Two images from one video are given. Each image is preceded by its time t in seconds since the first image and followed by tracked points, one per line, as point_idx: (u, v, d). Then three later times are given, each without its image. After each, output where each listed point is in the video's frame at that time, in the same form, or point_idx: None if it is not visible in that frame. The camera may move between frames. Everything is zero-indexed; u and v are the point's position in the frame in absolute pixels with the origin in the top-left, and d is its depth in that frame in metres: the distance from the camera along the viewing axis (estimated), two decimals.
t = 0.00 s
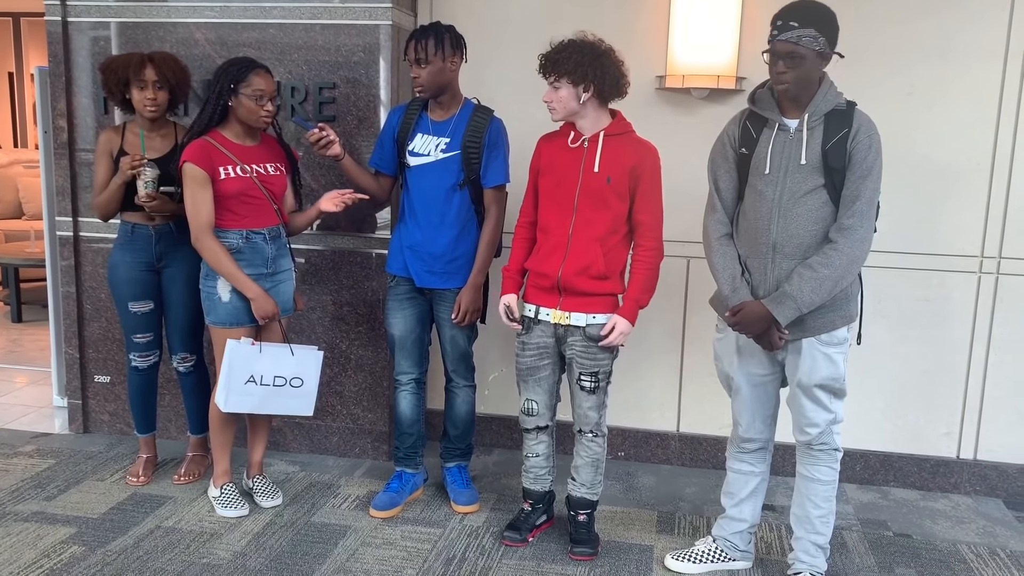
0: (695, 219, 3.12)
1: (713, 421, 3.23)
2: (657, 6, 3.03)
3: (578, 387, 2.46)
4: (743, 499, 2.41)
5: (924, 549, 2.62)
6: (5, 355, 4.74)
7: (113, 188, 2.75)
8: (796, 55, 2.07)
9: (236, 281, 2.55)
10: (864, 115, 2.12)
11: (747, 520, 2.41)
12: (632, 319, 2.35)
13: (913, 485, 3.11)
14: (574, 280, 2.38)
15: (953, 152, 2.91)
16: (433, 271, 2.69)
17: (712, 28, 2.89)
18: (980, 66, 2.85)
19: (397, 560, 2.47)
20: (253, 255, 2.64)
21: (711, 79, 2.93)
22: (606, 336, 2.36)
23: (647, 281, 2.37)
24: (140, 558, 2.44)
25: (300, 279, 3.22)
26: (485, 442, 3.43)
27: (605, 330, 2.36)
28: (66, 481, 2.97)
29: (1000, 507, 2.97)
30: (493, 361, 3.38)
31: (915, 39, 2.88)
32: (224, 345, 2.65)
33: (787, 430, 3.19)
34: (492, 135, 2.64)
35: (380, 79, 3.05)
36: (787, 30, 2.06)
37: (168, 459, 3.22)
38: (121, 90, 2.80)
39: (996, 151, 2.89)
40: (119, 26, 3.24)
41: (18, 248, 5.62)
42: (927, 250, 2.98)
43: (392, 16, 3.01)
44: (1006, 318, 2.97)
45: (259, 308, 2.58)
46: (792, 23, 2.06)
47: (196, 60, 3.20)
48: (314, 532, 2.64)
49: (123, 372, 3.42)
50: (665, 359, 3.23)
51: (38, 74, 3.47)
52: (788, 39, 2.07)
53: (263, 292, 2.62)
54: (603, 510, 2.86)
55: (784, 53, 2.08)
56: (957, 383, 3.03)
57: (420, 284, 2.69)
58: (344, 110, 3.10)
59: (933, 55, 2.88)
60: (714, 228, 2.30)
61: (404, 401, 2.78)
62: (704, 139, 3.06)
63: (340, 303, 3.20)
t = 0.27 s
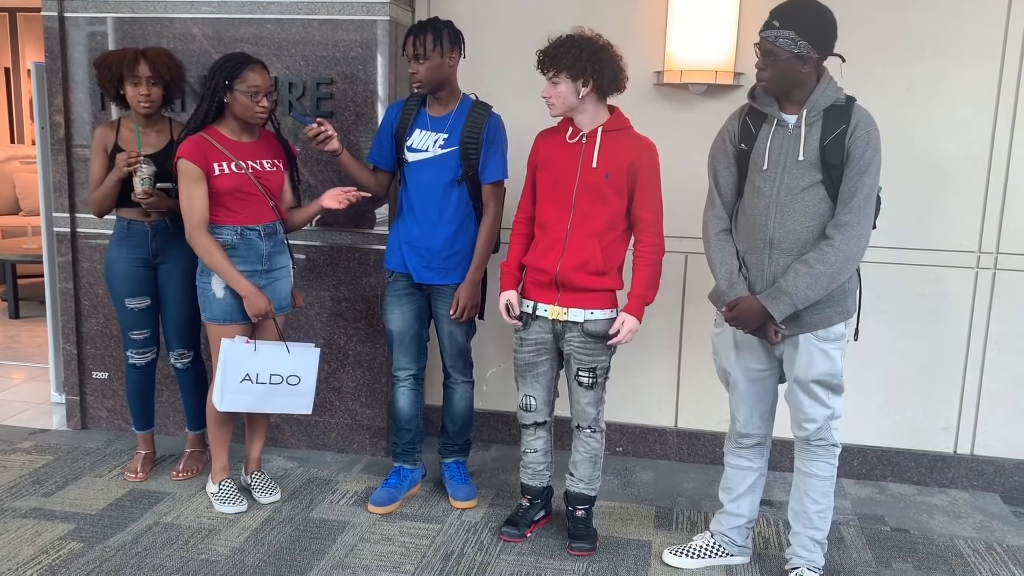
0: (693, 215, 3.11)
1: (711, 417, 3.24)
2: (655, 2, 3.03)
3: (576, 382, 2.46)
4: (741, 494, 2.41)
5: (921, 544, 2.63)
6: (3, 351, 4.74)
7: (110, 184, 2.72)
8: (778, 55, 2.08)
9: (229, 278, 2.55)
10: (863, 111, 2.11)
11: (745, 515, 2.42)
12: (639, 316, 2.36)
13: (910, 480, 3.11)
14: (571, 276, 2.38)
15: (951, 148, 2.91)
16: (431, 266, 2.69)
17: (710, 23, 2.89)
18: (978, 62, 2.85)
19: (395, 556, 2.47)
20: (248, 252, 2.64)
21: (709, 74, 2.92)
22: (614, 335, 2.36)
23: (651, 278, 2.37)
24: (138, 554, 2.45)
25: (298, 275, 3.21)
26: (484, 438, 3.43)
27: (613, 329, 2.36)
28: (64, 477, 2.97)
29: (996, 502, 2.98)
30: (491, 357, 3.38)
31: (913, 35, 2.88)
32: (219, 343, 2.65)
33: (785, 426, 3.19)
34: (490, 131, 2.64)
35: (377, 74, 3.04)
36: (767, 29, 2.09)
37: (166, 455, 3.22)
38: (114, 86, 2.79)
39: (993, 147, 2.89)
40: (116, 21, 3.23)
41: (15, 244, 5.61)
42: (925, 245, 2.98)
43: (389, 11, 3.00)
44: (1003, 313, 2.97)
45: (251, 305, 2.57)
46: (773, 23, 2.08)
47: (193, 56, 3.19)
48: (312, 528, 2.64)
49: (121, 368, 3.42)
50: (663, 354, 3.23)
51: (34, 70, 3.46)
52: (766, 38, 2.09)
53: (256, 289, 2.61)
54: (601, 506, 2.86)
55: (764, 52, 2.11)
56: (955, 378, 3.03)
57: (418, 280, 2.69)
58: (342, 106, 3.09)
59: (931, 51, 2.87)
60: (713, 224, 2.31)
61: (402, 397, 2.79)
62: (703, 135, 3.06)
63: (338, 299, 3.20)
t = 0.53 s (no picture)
0: (691, 213, 3.12)
1: (710, 415, 3.24)
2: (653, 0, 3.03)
3: (575, 381, 2.46)
4: (739, 492, 2.41)
5: (920, 541, 2.63)
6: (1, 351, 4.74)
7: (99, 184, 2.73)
8: (772, 60, 2.08)
9: (224, 279, 2.55)
10: (859, 110, 2.11)
11: (743, 514, 2.42)
12: (642, 316, 2.36)
13: (909, 478, 3.12)
14: (570, 275, 2.38)
15: (948, 146, 2.92)
16: (429, 266, 2.69)
17: (708, 22, 2.89)
18: (975, 60, 2.85)
19: (394, 555, 2.47)
20: (244, 252, 2.64)
21: (706, 73, 2.92)
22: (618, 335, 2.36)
23: (652, 277, 2.37)
24: (137, 553, 2.45)
25: (296, 274, 3.21)
26: (482, 437, 3.43)
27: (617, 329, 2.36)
28: (63, 477, 2.97)
29: (995, 499, 2.98)
30: (490, 356, 3.38)
31: (910, 33, 2.88)
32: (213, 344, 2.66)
33: (783, 424, 3.20)
34: (487, 130, 2.64)
35: (375, 74, 3.04)
36: (762, 34, 2.09)
37: (165, 455, 3.22)
38: (103, 86, 2.78)
39: (990, 145, 2.89)
40: (113, 21, 3.23)
41: (13, 244, 5.60)
42: (922, 243, 2.98)
43: (387, 10, 3.00)
44: (1001, 311, 2.97)
45: (245, 305, 2.57)
46: (767, 28, 2.08)
47: (190, 56, 3.19)
48: (311, 527, 2.64)
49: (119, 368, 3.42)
50: (661, 353, 3.24)
51: (32, 70, 3.46)
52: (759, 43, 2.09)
53: (250, 289, 2.61)
54: (600, 504, 2.86)
55: (759, 56, 2.11)
56: (953, 376, 3.04)
57: (416, 279, 2.70)
58: (339, 105, 3.09)
59: (928, 49, 2.87)
60: (710, 222, 2.31)
61: (401, 396, 2.79)
62: (700, 133, 3.06)
63: (336, 298, 3.20)
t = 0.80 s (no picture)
0: (691, 213, 3.12)
1: (710, 414, 3.24)
2: None
3: (575, 381, 2.46)
4: (739, 491, 2.41)
5: (920, 540, 2.63)
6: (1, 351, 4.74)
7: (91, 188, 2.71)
8: (772, 61, 2.08)
9: (220, 279, 2.55)
10: (859, 109, 2.11)
11: (743, 513, 2.42)
12: (640, 315, 2.36)
13: (908, 477, 3.12)
14: (570, 274, 2.38)
15: (948, 145, 2.92)
16: (428, 265, 2.69)
17: (708, 21, 2.89)
18: (974, 59, 2.85)
19: (394, 555, 2.47)
20: (242, 251, 2.64)
21: (706, 72, 2.92)
22: (615, 334, 2.37)
23: (651, 276, 2.37)
24: (137, 553, 2.45)
25: (296, 274, 3.21)
26: (482, 437, 3.43)
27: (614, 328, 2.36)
28: (63, 477, 2.97)
29: (995, 498, 2.98)
30: (489, 356, 3.38)
31: (909, 33, 2.88)
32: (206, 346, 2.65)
33: (783, 423, 3.20)
34: (487, 130, 2.64)
35: (375, 73, 3.04)
36: (762, 36, 2.09)
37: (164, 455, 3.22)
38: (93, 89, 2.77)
39: (990, 144, 2.89)
40: (112, 21, 3.23)
41: (13, 245, 5.60)
42: (922, 243, 2.98)
43: (386, 10, 3.00)
44: (1001, 310, 2.97)
45: (241, 306, 2.57)
46: (768, 30, 2.08)
47: (190, 56, 3.19)
48: (311, 527, 2.64)
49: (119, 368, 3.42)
50: (661, 352, 3.24)
51: (31, 70, 3.46)
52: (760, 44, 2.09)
53: (247, 290, 2.61)
54: (600, 504, 2.86)
55: (759, 57, 2.11)
56: (953, 375, 3.04)
57: (416, 279, 2.70)
58: (339, 105, 3.09)
59: (928, 49, 2.88)
60: (710, 222, 2.31)
61: (400, 396, 2.79)
62: (700, 133, 3.06)
63: (336, 298, 3.20)
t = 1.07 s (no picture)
0: (693, 213, 3.12)
1: (710, 414, 3.24)
2: None
3: (576, 380, 2.46)
4: (740, 491, 2.41)
5: (921, 541, 2.63)
6: (2, 349, 4.74)
7: (97, 190, 2.70)
8: (776, 60, 2.08)
9: (220, 277, 2.55)
10: (862, 108, 2.11)
11: (744, 513, 2.42)
12: (642, 314, 2.36)
13: (909, 477, 3.12)
14: (572, 273, 2.38)
15: (950, 145, 2.91)
16: (430, 264, 2.69)
17: (710, 20, 2.89)
18: (976, 59, 2.85)
19: (395, 554, 2.47)
20: (242, 251, 2.64)
21: (708, 72, 2.92)
22: (618, 333, 2.36)
23: (653, 275, 2.37)
24: (138, 552, 2.45)
25: (297, 273, 3.21)
26: (483, 436, 3.43)
27: (616, 327, 2.36)
28: (64, 476, 2.97)
29: (995, 498, 2.98)
30: (490, 355, 3.38)
31: (911, 32, 2.88)
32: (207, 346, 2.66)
33: (784, 423, 3.20)
34: (488, 129, 2.64)
35: (376, 72, 3.04)
36: (766, 35, 2.09)
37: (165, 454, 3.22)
38: (94, 91, 2.74)
39: (992, 144, 2.89)
40: (114, 20, 3.23)
41: (14, 243, 5.60)
42: (923, 243, 2.98)
43: (388, 9, 3.00)
44: (1002, 310, 2.97)
45: (240, 307, 2.57)
46: (772, 29, 2.08)
47: (192, 54, 3.19)
48: (312, 526, 2.64)
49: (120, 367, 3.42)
50: (662, 352, 3.24)
51: (33, 68, 3.46)
52: (764, 43, 2.09)
53: (247, 290, 2.61)
54: (600, 503, 2.86)
55: (763, 56, 2.11)
56: (954, 375, 3.04)
57: (417, 277, 2.70)
58: (340, 104, 3.09)
59: (931, 48, 2.87)
60: (712, 221, 2.31)
61: (401, 395, 2.79)
62: (701, 132, 3.06)
63: (337, 297, 3.20)
